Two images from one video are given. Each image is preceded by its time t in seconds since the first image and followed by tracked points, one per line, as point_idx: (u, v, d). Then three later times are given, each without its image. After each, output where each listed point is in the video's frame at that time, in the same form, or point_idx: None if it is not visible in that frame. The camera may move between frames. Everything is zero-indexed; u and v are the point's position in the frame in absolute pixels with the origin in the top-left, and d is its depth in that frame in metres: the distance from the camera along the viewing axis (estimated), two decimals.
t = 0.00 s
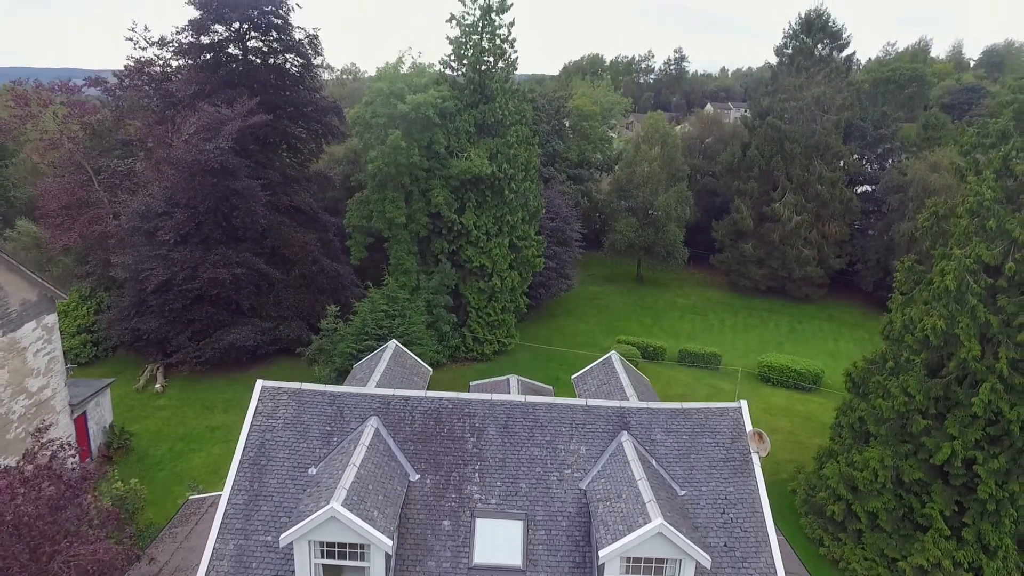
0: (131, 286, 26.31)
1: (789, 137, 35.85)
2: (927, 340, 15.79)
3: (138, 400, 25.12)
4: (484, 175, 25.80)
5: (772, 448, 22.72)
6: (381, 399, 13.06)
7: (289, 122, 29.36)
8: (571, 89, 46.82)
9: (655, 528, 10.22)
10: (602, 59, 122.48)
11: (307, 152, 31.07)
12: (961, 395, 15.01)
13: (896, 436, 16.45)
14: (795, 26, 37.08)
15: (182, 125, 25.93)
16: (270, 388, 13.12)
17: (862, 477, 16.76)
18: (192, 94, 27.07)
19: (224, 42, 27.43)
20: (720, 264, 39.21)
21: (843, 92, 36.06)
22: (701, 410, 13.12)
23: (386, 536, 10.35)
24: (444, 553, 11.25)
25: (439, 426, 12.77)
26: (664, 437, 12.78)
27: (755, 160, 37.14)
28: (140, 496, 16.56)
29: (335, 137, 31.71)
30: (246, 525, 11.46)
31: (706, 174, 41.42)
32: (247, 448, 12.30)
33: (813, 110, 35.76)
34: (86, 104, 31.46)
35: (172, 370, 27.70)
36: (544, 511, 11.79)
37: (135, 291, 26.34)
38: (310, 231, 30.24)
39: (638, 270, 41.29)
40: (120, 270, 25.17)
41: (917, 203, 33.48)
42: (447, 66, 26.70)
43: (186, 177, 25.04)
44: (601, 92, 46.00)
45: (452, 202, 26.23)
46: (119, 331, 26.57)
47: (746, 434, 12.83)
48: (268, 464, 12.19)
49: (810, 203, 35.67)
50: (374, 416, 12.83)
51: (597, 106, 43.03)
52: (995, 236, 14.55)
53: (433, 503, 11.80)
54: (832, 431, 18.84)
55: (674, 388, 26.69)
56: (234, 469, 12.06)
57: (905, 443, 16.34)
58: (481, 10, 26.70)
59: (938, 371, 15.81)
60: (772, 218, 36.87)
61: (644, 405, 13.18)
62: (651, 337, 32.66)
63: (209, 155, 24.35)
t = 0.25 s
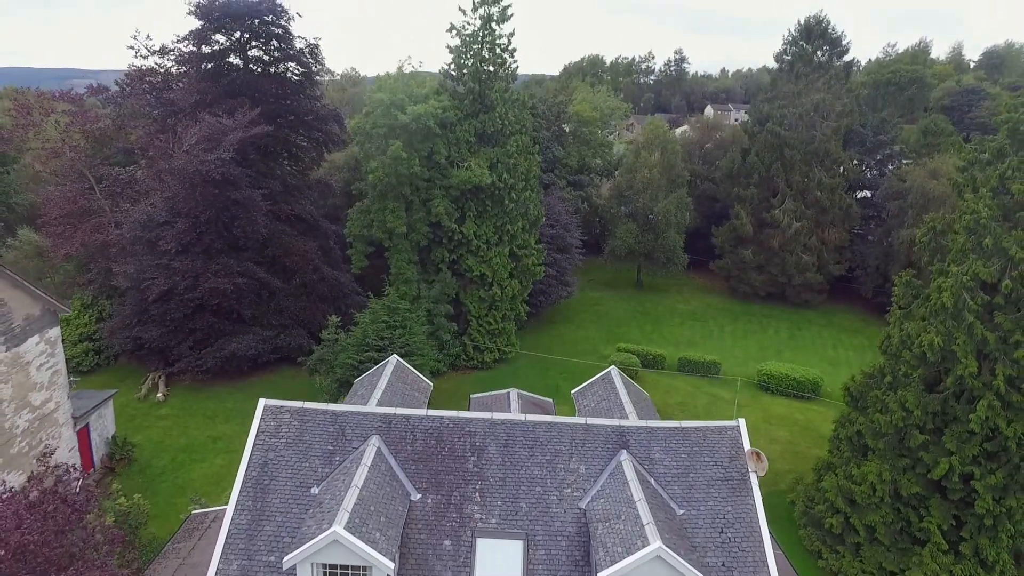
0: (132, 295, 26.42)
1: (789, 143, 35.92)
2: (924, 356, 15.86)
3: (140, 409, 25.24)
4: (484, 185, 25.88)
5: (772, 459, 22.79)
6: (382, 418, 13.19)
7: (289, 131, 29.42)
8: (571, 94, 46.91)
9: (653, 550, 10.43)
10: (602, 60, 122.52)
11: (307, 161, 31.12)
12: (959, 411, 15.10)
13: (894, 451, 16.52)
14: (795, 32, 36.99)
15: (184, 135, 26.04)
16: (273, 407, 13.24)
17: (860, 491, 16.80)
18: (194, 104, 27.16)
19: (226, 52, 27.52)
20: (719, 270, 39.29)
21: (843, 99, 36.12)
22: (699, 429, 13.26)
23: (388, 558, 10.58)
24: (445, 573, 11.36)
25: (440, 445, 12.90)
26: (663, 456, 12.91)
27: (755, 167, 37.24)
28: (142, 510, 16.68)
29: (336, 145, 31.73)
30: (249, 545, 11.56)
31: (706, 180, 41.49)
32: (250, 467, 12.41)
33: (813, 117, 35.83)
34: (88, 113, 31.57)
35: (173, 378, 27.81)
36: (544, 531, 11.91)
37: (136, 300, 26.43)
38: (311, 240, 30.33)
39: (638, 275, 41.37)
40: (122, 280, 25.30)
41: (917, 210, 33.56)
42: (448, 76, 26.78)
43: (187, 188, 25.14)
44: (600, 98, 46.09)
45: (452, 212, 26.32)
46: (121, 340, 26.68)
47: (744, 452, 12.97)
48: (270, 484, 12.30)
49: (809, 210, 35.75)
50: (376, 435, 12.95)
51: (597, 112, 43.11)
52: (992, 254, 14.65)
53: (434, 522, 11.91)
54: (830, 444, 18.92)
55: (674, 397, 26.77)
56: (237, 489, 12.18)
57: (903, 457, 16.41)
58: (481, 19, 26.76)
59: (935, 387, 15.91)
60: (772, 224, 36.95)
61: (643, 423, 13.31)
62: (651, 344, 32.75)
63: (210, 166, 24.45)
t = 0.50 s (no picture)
0: (135, 305, 26.53)
1: (790, 151, 35.96)
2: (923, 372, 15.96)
3: (143, 418, 25.38)
4: (486, 195, 25.97)
5: (772, 469, 22.85)
6: (385, 437, 13.34)
7: (291, 139, 29.52)
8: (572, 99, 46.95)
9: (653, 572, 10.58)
10: (604, 60, 122.58)
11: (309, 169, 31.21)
12: (958, 427, 15.18)
13: (893, 466, 16.58)
14: (796, 41, 37.55)
15: (186, 146, 26.16)
16: (276, 427, 13.40)
17: (859, 505, 16.84)
18: (196, 114, 27.26)
19: (228, 62, 27.51)
20: (720, 276, 39.35)
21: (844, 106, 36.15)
22: (699, 448, 13.39)
23: None
24: None
25: (441, 464, 13.04)
26: (663, 475, 13.03)
27: (756, 174, 37.27)
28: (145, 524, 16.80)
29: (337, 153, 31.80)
30: (253, 565, 11.66)
31: (707, 185, 41.54)
32: (254, 487, 12.55)
33: (814, 124, 35.85)
34: (91, 121, 31.68)
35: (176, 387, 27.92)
36: (544, 551, 12.02)
37: (139, 310, 26.54)
38: (313, 248, 30.44)
39: (639, 281, 41.44)
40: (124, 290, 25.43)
41: (918, 218, 33.60)
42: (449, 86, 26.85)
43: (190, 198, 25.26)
44: (601, 103, 46.14)
45: (454, 222, 26.41)
46: (124, 349, 26.79)
47: (743, 472, 13.10)
48: (274, 503, 12.43)
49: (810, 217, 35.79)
50: (379, 454, 13.10)
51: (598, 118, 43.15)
52: (991, 272, 14.74)
53: (436, 542, 12.03)
54: (830, 458, 19.00)
55: (675, 406, 26.83)
56: (241, 509, 12.30)
57: (903, 472, 16.47)
58: (483, 30, 26.85)
59: (934, 402, 15.99)
60: (773, 231, 37.00)
61: (643, 442, 13.44)
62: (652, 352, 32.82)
63: (212, 177, 24.55)
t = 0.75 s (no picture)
0: (137, 315, 26.63)
1: (790, 158, 36.00)
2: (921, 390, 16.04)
3: (146, 428, 25.50)
4: (487, 206, 26.03)
5: (772, 480, 22.90)
6: (387, 458, 13.50)
7: (293, 149, 29.61)
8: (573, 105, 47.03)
9: None
10: (605, 62, 122.64)
11: (310, 178, 31.26)
12: (956, 445, 15.25)
13: (893, 482, 16.60)
14: (797, 47, 38.43)
15: (189, 157, 26.27)
16: (279, 446, 13.54)
17: (858, 521, 16.86)
18: (199, 125, 27.35)
19: (230, 72, 27.52)
20: (721, 282, 39.40)
21: (845, 113, 36.17)
22: (699, 467, 13.52)
23: None
24: None
25: (443, 484, 13.19)
26: (663, 495, 13.14)
27: (757, 181, 37.33)
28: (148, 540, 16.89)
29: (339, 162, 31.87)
30: None
31: (707, 192, 41.59)
32: (257, 507, 12.67)
33: (814, 131, 35.89)
34: (94, 130, 31.81)
35: (178, 396, 27.99)
36: (545, 572, 12.13)
37: (142, 319, 26.63)
38: (315, 257, 30.54)
39: (640, 287, 41.51)
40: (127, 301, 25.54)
41: (918, 225, 33.64)
42: (450, 97, 26.95)
43: (192, 210, 25.36)
44: (602, 110, 46.27)
45: (455, 232, 26.50)
46: (127, 359, 26.90)
47: (741, 492, 13.22)
48: (277, 524, 12.57)
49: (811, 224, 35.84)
50: (381, 474, 13.24)
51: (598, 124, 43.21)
52: (989, 291, 14.82)
53: (437, 563, 12.16)
54: (829, 472, 19.09)
55: (675, 416, 26.91)
56: (245, 529, 12.43)
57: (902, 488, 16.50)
58: (484, 40, 26.72)
59: (932, 419, 16.05)
60: (773, 238, 37.06)
61: (643, 462, 13.58)
62: (652, 360, 32.90)
63: (214, 188, 24.66)
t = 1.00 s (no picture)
0: (140, 325, 26.75)
1: (791, 165, 36.08)
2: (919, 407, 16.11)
3: (148, 438, 25.62)
4: (488, 216, 26.13)
5: (772, 491, 22.96)
6: (389, 477, 13.63)
7: (294, 158, 29.72)
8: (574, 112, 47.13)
9: None
10: (607, 63, 122.74)
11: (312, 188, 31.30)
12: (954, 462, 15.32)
13: (891, 497, 16.64)
14: (798, 55, 38.67)
15: (191, 169, 26.39)
16: (282, 466, 13.68)
17: (857, 536, 16.89)
18: (201, 136, 27.45)
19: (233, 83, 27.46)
20: (722, 289, 39.46)
21: (845, 121, 36.23)
22: (698, 487, 13.63)
23: None
24: None
25: (444, 504, 13.31)
26: (662, 515, 13.24)
27: (757, 188, 37.39)
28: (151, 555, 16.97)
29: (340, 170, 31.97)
30: None
31: (708, 198, 41.67)
32: (260, 527, 12.78)
33: (815, 139, 35.95)
34: (96, 139, 31.94)
35: (180, 405, 28.08)
36: None
37: (144, 329, 26.73)
38: (316, 266, 30.65)
39: (640, 293, 41.58)
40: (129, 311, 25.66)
41: (918, 233, 33.68)
42: (451, 108, 27.04)
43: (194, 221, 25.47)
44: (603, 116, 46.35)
45: (456, 243, 26.61)
46: (129, 368, 27.01)
47: (741, 512, 13.31)
48: (280, 543, 12.67)
49: (811, 231, 35.95)
50: (383, 494, 13.36)
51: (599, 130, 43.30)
52: (987, 309, 14.92)
53: None
54: (829, 485, 19.16)
55: (675, 425, 26.97)
56: (248, 549, 12.54)
57: (900, 503, 16.55)
58: (485, 50, 26.68)
59: (931, 436, 16.11)
60: (774, 245, 37.12)
61: (642, 481, 13.69)
62: (653, 368, 32.97)
63: (216, 200, 24.77)
